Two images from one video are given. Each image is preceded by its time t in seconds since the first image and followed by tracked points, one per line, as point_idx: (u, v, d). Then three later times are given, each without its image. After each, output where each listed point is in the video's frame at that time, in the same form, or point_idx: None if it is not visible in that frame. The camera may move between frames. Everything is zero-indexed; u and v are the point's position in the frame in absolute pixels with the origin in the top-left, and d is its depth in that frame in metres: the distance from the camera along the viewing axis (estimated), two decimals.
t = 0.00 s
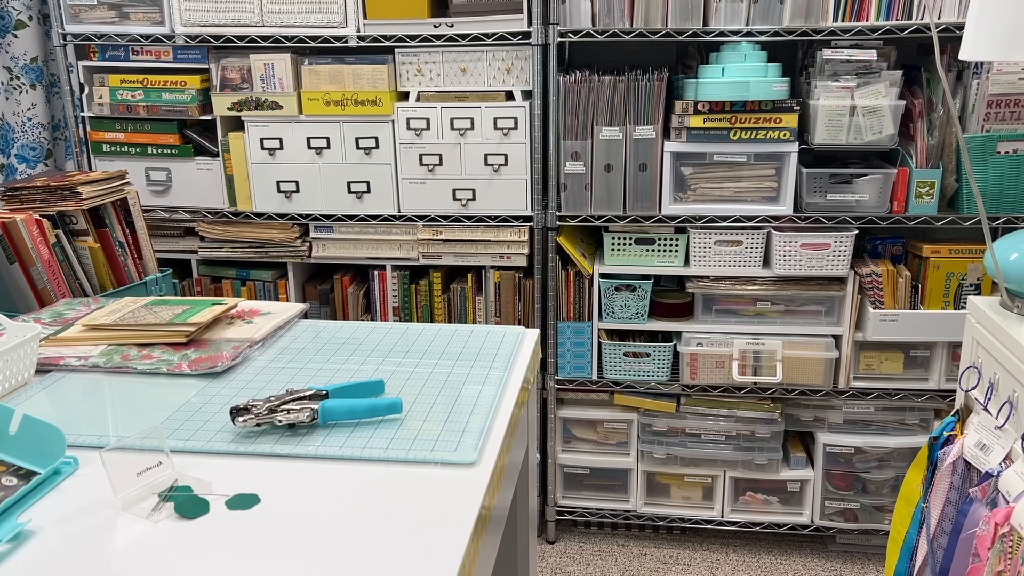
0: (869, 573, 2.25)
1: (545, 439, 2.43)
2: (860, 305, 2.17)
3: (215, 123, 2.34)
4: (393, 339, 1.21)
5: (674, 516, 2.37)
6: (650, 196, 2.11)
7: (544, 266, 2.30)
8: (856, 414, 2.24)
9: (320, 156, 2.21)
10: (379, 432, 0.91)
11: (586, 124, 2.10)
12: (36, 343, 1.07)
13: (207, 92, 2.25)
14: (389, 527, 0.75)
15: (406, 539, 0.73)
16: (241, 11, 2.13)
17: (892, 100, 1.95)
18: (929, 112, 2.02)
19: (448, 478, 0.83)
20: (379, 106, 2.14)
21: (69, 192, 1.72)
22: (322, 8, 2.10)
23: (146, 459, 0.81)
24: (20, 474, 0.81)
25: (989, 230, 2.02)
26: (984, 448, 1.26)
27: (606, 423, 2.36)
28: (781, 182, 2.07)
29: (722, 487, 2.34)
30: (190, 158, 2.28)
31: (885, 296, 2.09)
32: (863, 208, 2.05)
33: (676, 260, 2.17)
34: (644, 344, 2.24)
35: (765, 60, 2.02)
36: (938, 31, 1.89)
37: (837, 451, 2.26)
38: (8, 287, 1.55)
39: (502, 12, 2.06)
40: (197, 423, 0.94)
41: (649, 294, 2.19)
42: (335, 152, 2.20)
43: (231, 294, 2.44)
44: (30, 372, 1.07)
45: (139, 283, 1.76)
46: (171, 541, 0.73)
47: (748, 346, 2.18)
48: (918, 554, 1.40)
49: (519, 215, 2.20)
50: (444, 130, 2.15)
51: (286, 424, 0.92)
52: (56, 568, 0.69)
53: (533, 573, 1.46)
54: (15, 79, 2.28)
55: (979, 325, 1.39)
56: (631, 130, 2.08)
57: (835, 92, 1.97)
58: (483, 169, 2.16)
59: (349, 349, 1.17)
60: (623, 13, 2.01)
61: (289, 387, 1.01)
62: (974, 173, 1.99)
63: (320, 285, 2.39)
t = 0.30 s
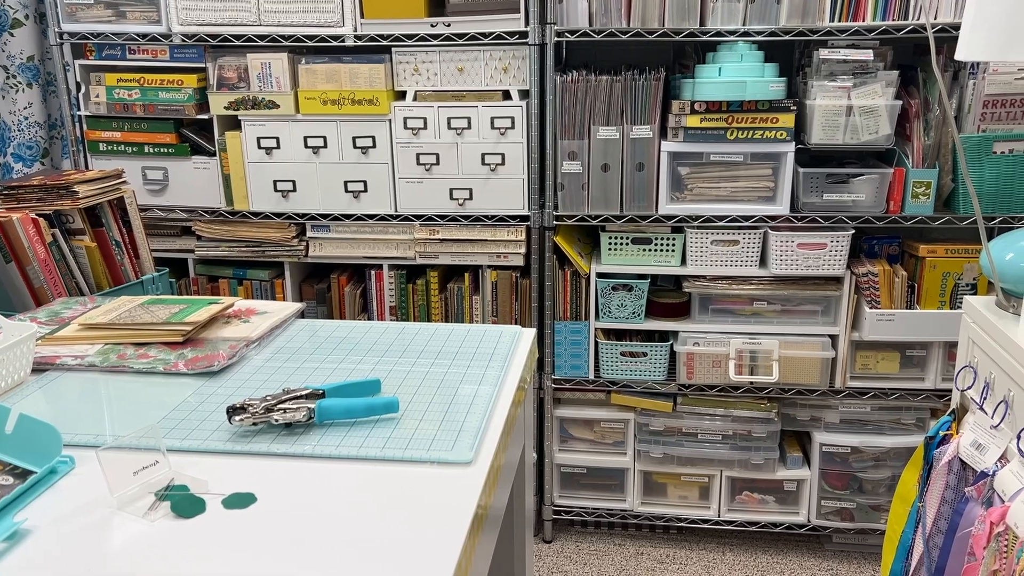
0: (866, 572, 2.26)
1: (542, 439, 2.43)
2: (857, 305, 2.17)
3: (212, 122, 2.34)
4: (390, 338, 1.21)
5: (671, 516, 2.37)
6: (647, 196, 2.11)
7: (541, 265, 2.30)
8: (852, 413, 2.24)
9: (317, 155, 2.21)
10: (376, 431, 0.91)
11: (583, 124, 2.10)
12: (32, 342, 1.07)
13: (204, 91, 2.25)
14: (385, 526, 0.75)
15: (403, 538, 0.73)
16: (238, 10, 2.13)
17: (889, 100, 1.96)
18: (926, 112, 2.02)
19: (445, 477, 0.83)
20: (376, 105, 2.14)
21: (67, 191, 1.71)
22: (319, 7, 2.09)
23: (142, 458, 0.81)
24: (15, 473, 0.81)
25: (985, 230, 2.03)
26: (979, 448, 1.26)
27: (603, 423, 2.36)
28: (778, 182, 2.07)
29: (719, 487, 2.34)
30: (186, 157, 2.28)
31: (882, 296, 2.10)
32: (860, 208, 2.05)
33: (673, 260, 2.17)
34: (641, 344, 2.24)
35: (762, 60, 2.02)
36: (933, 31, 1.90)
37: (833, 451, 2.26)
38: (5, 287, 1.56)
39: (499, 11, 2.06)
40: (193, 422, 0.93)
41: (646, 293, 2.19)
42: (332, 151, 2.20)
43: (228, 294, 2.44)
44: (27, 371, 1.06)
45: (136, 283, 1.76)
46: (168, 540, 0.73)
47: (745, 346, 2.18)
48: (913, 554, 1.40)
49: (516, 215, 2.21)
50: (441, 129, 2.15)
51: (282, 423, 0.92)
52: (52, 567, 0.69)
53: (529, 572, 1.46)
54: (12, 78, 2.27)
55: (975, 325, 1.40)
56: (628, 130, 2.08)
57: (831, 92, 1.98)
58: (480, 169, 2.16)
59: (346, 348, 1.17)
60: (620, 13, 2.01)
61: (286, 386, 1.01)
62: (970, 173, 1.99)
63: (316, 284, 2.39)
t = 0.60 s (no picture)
0: (864, 571, 2.26)
1: (541, 438, 2.43)
2: (855, 304, 2.17)
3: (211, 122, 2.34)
4: (390, 337, 1.21)
5: (670, 515, 2.37)
6: (646, 195, 2.12)
7: (540, 265, 2.30)
8: (851, 412, 2.25)
9: (317, 154, 2.21)
10: (376, 429, 0.91)
11: (582, 123, 2.10)
12: (33, 341, 1.07)
13: (203, 90, 2.25)
14: (384, 525, 0.75)
15: (404, 537, 0.73)
16: (237, 9, 2.13)
17: (888, 100, 1.96)
18: (925, 112, 2.03)
19: (445, 476, 0.83)
20: (375, 104, 2.15)
21: (66, 190, 1.71)
22: (319, 6, 2.09)
23: (142, 456, 0.81)
24: (16, 471, 0.81)
25: (984, 230, 2.04)
26: (978, 447, 1.26)
27: (602, 422, 2.36)
28: (777, 182, 2.08)
29: (718, 486, 2.34)
30: (186, 157, 2.28)
31: (880, 296, 2.10)
32: (858, 208, 2.06)
33: (672, 259, 2.18)
34: (640, 343, 2.24)
35: (761, 60, 2.02)
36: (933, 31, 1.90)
37: (832, 450, 2.27)
38: (4, 286, 1.56)
39: (498, 11, 2.06)
40: (194, 420, 0.94)
41: (645, 293, 2.20)
42: (331, 150, 2.20)
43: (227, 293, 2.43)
44: (27, 370, 1.06)
45: (135, 282, 1.76)
46: (168, 539, 0.73)
47: (744, 345, 2.18)
48: (912, 553, 1.40)
49: (515, 214, 2.21)
50: (441, 129, 2.15)
51: (283, 422, 0.92)
52: (53, 566, 0.69)
53: (529, 572, 1.46)
54: (10, 77, 2.27)
55: (973, 324, 1.40)
56: (627, 130, 2.09)
57: (830, 92, 1.98)
58: (480, 168, 2.16)
59: (346, 347, 1.17)
60: (620, 13, 2.01)
61: (286, 384, 1.01)
62: (969, 172, 1.99)
63: (316, 283, 2.39)
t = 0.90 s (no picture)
0: (864, 571, 2.26)
1: (542, 437, 2.43)
2: (856, 304, 2.18)
3: (212, 121, 2.35)
4: (392, 336, 1.21)
5: (671, 514, 2.37)
6: (647, 195, 2.12)
7: (541, 264, 2.30)
8: (851, 412, 2.25)
9: (318, 154, 2.21)
10: (379, 428, 0.91)
11: (583, 123, 2.10)
12: (36, 339, 1.07)
13: (204, 90, 2.25)
14: (386, 524, 0.75)
15: (407, 534, 0.73)
16: (239, 9, 2.13)
17: (888, 100, 1.96)
18: (925, 112, 2.03)
19: (448, 473, 0.83)
20: (377, 104, 2.15)
21: (67, 189, 1.72)
22: (320, 6, 2.10)
23: (146, 454, 0.82)
24: (21, 469, 0.82)
25: (984, 229, 2.04)
26: (979, 445, 1.26)
27: (603, 422, 2.36)
28: (777, 181, 2.08)
29: (718, 485, 2.35)
30: (187, 156, 2.28)
31: (881, 295, 2.10)
32: (859, 208, 2.06)
33: (672, 259, 2.18)
34: (641, 342, 2.24)
35: (762, 60, 2.03)
36: (933, 31, 1.90)
37: (833, 449, 2.27)
38: (7, 286, 1.56)
39: (500, 10, 2.06)
40: (197, 419, 0.94)
41: (646, 292, 2.20)
42: (332, 150, 2.21)
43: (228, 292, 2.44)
44: (30, 368, 1.07)
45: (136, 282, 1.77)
46: (171, 536, 0.73)
47: (744, 344, 2.18)
48: (912, 551, 1.41)
49: (516, 214, 2.21)
50: (442, 128, 2.15)
51: (285, 420, 0.92)
52: (56, 563, 0.69)
53: (530, 571, 1.46)
54: (12, 77, 2.28)
55: (974, 323, 1.40)
56: (628, 129, 2.09)
57: (831, 92, 1.98)
58: (481, 168, 2.16)
59: (348, 346, 1.17)
60: (621, 12, 2.01)
61: (288, 383, 1.02)
62: (970, 172, 2.00)
63: (317, 283, 2.40)
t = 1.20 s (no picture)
0: (866, 571, 2.26)
1: (543, 438, 2.43)
2: (858, 304, 2.18)
3: (214, 121, 2.35)
4: (394, 337, 1.21)
5: (672, 514, 2.37)
6: (648, 195, 2.12)
7: (543, 264, 2.30)
8: (853, 412, 2.25)
9: (319, 154, 2.22)
10: (382, 428, 0.91)
11: (584, 123, 2.10)
12: (39, 339, 1.07)
13: (206, 90, 2.25)
14: (390, 524, 0.75)
15: (410, 534, 0.74)
16: (241, 10, 2.13)
17: (890, 100, 1.96)
18: (926, 112, 2.03)
19: (451, 473, 0.83)
20: (378, 104, 2.15)
21: (70, 189, 1.72)
22: (322, 7, 2.10)
23: (150, 454, 0.82)
24: (25, 468, 0.82)
25: (985, 229, 2.04)
26: (981, 445, 1.26)
27: (604, 422, 2.36)
28: (779, 181, 2.08)
29: (720, 485, 2.35)
30: (189, 156, 2.28)
31: (882, 295, 2.10)
32: (860, 208, 2.06)
33: (674, 259, 2.18)
34: (642, 342, 2.24)
35: (764, 60, 2.03)
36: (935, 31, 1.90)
37: (835, 450, 2.27)
38: (7, 285, 1.54)
39: (501, 11, 2.06)
40: (200, 418, 0.94)
41: (647, 292, 2.20)
42: (334, 150, 2.21)
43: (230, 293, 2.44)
44: (33, 368, 1.07)
45: (139, 282, 1.77)
46: (175, 536, 0.74)
47: (746, 345, 2.19)
48: (914, 551, 1.40)
49: (518, 214, 2.21)
50: (444, 129, 2.15)
51: (288, 420, 0.92)
52: (61, 563, 0.69)
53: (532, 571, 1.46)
54: (15, 77, 2.28)
55: (976, 323, 1.40)
56: (629, 129, 2.09)
57: (832, 92, 1.98)
58: (482, 168, 2.17)
59: (351, 346, 1.17)
60: (622, 13, 2.02)
61: (291, 383, 1.02)
62: (971, 172, 2.00)
63: (318, 283, 2.40)
